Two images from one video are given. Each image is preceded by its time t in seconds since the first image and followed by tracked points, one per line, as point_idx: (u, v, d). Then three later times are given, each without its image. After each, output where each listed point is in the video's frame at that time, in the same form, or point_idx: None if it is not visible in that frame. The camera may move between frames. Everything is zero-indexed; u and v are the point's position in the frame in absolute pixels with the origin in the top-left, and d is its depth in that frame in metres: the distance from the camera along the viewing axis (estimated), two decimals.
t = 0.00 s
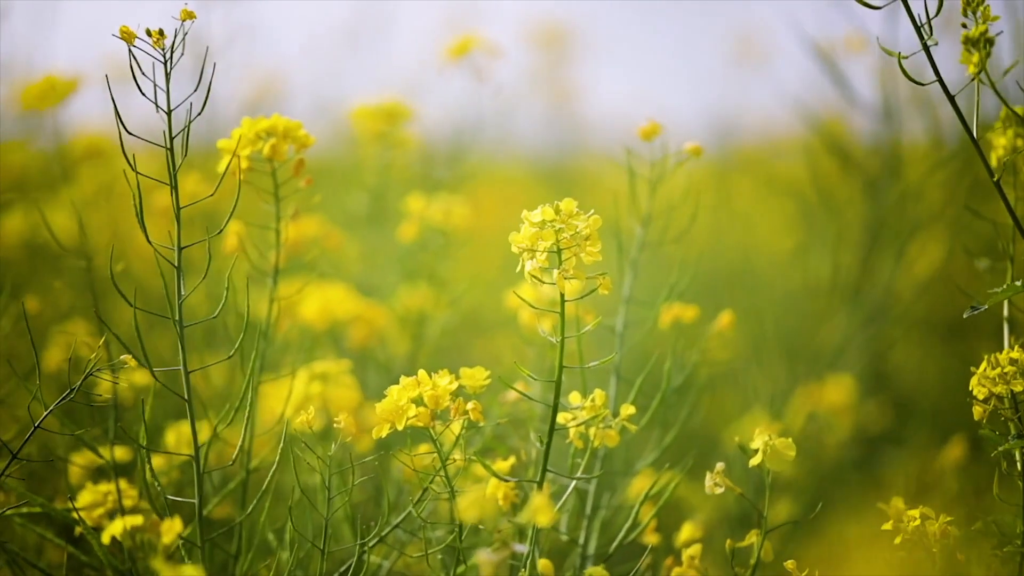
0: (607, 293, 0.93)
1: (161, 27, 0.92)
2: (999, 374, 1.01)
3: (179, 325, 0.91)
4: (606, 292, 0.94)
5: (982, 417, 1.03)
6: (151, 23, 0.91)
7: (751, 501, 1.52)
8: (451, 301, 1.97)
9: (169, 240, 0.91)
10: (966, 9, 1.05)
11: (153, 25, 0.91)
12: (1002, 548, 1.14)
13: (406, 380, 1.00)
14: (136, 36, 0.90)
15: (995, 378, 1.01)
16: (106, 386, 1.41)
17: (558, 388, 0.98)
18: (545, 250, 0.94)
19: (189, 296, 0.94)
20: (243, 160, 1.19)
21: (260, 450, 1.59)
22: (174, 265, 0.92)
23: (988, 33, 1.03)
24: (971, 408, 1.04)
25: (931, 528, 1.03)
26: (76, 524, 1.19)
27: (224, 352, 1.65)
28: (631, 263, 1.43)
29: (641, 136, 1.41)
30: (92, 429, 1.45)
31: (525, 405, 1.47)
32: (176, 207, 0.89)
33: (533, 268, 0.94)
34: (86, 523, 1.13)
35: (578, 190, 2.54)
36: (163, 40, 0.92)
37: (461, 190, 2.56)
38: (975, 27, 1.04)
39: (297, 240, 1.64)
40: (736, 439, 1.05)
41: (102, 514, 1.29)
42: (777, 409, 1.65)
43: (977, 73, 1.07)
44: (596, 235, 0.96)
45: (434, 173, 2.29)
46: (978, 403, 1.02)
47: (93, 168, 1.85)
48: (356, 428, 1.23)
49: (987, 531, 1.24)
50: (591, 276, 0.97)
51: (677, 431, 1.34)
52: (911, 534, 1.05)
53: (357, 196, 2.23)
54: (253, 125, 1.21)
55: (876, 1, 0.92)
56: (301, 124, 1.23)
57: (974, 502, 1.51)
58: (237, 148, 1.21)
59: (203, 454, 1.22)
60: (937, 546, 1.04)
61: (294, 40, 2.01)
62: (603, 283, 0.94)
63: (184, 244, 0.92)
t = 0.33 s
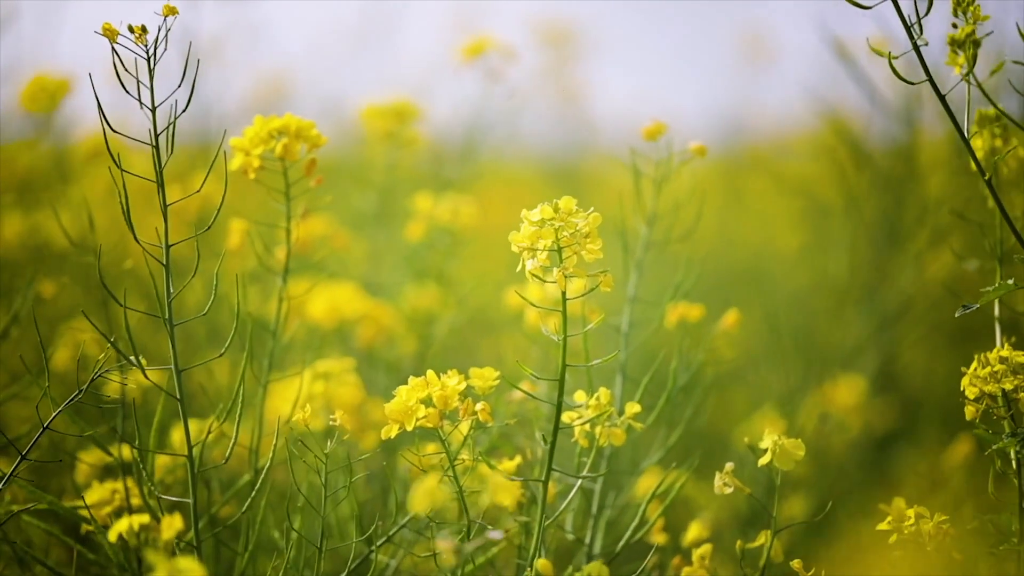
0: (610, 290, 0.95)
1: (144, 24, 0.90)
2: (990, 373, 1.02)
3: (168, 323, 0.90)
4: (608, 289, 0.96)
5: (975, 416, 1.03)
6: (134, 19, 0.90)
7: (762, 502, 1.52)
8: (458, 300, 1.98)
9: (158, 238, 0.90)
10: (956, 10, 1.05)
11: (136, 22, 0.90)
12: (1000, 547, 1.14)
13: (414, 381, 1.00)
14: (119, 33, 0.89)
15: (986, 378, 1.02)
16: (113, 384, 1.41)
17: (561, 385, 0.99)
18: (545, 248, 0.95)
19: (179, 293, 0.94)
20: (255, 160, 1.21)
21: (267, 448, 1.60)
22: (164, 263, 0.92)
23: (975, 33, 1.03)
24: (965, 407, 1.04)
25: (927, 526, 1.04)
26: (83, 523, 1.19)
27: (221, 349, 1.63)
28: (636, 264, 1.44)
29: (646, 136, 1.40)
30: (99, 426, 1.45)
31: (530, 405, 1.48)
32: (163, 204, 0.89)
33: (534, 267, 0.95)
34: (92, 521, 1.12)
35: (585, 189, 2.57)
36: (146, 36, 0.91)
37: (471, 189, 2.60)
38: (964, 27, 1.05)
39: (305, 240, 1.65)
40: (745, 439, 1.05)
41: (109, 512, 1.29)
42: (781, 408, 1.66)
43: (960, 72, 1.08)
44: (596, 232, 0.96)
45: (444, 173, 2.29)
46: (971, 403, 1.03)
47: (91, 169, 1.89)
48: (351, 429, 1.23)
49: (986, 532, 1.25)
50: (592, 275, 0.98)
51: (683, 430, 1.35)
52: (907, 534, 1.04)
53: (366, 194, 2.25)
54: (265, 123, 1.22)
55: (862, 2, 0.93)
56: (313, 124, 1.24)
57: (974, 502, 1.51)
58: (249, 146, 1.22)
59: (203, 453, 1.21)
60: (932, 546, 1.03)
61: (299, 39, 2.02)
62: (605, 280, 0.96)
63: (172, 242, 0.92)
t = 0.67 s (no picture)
0: (623, 292, 0.94)
1: (149, 15, 0.89)
2: (983, 372, 1.02)
3: (174, 318, 0.90)
4: (622, 291, 0.95)
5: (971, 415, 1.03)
6: (140, 11, 0.89)
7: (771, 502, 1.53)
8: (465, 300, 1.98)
9: (162, 233, 0.89)
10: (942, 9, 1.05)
11: (142, 14, 0.89)
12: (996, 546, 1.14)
13: (430, 383, 0.99)
14: (124, 25, 0.88)
15: (979, 377, 1.02)
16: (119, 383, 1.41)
17: (573, 386, 0.98)
18: (560, 248, 0.95)
19: (185, 288, 0.93)
20: (263, 160, 1.21)
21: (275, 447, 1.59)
22: (169, 258, 0.91)
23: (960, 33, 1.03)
24: (961, 405, 1.05)
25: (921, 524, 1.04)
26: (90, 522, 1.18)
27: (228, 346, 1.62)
28: (646, 264, 1.44)
29: (657, 135, 1.41)
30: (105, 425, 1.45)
31: (539, 404, 1.48)
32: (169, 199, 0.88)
33: (548, 266, 0.94)
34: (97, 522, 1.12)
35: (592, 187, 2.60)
36: (151, 27, 0.89)
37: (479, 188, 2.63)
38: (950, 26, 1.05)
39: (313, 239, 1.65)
40: (762, 439, 1.05)
41: (116, 510, 1.28)
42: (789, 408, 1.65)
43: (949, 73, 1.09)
44: (611, 233, 0.96)
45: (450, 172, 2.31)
46: (965, 402, 1.03)
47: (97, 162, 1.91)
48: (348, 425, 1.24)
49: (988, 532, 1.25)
50: (606, 275, 0.97)
51: (693, 429, 1.35)
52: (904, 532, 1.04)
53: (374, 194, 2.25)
54: (272, 123, 1.22)
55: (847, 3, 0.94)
56: (321, 122, 1.23)
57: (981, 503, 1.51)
58: (256, 146, 1.22)
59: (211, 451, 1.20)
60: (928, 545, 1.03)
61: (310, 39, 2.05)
62: (619, 281, 0.95)
63: (177, 237, 0.91)
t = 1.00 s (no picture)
0: (637, 293, 0.92)
1: (168, 7, 0.90)
2: (985, 369, 1.01)
3: (191, 314, 0.90)
4: (636, 292, 0.94)
5: (973, 414, 1.03)
6: (159, 3, 0.90)
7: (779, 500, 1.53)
8: (471, 299, 1.99)
9: (181, 226, 0.89)
10: (941, 5, 1.03)
11: (161, 5, 0.89)
12: (997, 544, 1.14)
13: (438, 384, 0.98)
14: (145, 18, 0.88)
15: (982, 374, 1.01)
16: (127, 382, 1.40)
17: (584, 387, 0.97)
18: (576, 248, 0.95)
19: (202, 283, 0.93)
20: (269, 160, 1.21)
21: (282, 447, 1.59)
22: (187, 252, 0.91)
23: (956, 30, 1.02)
24: (963, 404, 1.04)
25: (922, 523, 1.02)
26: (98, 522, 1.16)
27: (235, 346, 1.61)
28: (657, 262, 1.45)
29: (668, 133, 1.41)
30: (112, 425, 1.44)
31: (547, 403, 1.48)
32: (189, 192, 0.88)
33: (562, 266, 0.94)
34: (110, 520, 1.11)
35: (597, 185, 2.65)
36: (170, 19, 0.91)
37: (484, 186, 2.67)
38: (948, 24, 1.03)
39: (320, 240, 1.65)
40: (773, 438, 1.05)
41: (124, 511, 1.26)
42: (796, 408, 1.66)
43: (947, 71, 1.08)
44: (626, 234, 0.96)
45: (452, 170, 2.34)
46: (966, 400, 1.03)
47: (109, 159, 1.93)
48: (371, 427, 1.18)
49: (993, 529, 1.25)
50: (621, 277, 0.97)
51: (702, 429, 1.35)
52: (904, 530, 1.03)
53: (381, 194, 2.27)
54: (278, 123, 1.22)
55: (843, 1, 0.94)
56: (328, 121, 1.23)
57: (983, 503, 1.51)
58: (263, 146, 1.22)
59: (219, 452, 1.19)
60: (930, 543, 1.02)
61: (325, 41, 2.11)
62: (633, 283, 0.93)
63: (197, 230, 0.90)
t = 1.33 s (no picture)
0: (644, 292, 0.92)
1: (203, 4, 0.90)
2: (989, 369, 1.01)
3: (217, 311, 0.91)
4: (644, 291, 0.93)
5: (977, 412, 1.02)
6: None
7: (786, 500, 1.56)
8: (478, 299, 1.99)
9: (210, 225, 0.90)
10: (947, 4, 1.04)
11: (196, 2, 0.89)
12: (1002, 543, 1.13)
13: (441, 385, 0.97)
14: (180, 14, 0.88)
15: (985, 374, 1.01)
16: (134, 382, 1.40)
17: (592, 386, 0.96)
18: (582, 248, 0.94)
19: (227, 282, 0.94)
20: (273, 161, 1.18)
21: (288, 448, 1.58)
22: (214, 250, 0.92)
23: (964, 29, 1.02)
24: (966, 402, 1.03)
25: (928, 522, 1.01)
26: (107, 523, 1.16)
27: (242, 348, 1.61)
28: (669, 261, 1.45)
29: (682, 131, 1.42)
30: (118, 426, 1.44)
31: (554, 403, 1.48)
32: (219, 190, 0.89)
33: (569, 266, 0.94)
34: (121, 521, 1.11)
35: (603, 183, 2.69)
36: (205, 16, 0.91)
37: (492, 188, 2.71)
38: (955, 22, 1.03)
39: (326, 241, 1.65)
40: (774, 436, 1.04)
41: (132, 512, 1.25)
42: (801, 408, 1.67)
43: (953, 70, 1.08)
44: (633, 233, 0.96)
45: (461, 168, 2.37)
46: (969, 400, 1.02)
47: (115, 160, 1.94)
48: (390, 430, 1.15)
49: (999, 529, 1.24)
50: (628, 276, 0.97)
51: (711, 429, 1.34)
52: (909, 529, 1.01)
53: (389, 193, 2.28)
54: (284, 124, 1.22)
55: None
56: (331, 122, 1.22)
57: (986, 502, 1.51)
58: (266, 146, 1.20)
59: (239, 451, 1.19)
60: (935, 542, 1.01)
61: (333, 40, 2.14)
62: (640, 282, 0.93)
63: (224, 230, 0.92)
